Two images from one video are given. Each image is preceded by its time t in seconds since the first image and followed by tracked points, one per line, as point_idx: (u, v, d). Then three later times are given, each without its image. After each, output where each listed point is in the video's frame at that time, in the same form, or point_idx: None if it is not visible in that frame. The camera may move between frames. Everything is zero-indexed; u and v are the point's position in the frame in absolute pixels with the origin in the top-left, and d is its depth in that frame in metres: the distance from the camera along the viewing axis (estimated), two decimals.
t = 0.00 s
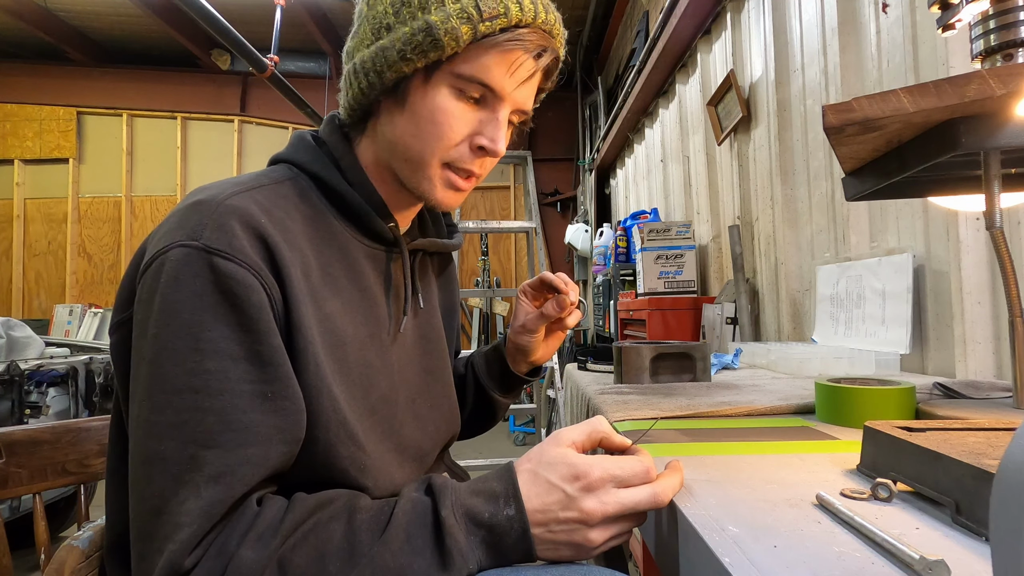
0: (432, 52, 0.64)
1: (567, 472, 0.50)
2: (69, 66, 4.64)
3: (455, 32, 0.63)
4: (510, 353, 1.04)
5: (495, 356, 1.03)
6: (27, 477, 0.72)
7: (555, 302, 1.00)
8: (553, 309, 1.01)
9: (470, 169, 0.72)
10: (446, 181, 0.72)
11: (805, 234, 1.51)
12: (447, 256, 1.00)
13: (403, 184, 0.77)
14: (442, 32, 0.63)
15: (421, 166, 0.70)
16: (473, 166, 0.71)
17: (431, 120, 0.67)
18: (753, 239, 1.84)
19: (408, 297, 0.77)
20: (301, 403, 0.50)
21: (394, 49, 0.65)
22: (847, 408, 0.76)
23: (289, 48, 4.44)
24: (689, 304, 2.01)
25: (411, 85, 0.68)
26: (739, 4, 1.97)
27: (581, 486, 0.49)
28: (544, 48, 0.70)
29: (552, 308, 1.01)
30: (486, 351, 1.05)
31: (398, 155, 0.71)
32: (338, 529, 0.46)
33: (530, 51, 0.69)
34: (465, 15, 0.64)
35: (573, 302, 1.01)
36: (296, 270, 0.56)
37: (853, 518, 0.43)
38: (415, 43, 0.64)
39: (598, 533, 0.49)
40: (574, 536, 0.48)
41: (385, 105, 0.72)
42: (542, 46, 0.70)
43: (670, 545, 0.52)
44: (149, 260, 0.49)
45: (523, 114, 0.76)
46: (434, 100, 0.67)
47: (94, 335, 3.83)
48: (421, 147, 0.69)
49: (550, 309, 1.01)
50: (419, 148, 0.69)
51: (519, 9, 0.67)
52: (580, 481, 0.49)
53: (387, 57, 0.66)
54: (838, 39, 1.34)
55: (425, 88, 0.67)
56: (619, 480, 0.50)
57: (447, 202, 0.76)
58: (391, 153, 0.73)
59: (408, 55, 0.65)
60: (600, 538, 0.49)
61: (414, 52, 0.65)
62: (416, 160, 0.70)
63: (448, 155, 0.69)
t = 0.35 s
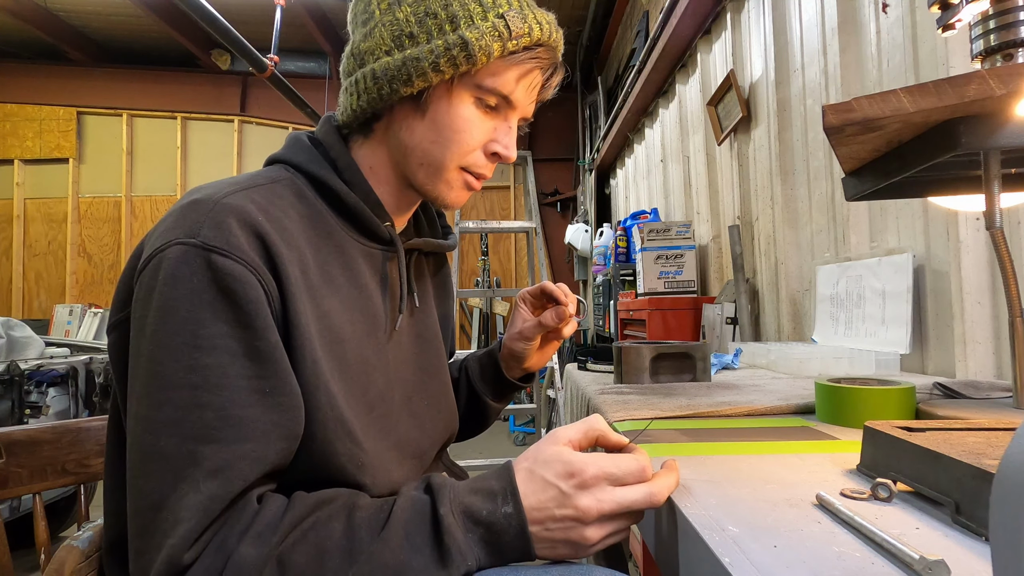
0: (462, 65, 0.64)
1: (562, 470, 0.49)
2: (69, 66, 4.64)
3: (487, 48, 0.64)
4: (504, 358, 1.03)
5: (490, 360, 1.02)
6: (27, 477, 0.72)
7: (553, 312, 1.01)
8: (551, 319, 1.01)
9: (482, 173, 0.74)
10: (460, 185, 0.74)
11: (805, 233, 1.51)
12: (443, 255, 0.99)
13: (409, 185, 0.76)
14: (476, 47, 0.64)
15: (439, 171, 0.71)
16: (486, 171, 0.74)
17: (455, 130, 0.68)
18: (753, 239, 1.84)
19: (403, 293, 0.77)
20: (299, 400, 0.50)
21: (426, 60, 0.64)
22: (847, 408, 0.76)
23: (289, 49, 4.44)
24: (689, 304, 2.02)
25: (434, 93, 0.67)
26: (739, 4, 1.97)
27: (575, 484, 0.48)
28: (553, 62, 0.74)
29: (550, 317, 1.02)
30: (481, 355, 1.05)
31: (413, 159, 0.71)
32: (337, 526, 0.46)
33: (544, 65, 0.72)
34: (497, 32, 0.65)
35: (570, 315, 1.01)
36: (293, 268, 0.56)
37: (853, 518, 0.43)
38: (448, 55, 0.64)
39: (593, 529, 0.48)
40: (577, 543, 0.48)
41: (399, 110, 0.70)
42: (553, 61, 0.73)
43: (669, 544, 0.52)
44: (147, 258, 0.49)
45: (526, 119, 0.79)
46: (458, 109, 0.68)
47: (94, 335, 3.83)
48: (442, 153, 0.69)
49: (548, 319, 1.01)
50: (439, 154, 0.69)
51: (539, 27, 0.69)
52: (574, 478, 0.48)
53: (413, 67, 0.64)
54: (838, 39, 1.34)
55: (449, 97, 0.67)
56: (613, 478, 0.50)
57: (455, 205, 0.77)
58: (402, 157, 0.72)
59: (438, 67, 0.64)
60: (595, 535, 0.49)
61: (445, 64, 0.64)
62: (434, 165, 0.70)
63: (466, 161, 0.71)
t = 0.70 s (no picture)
0: (475, 78, 0.64)
1: (536, 413, 0.54)
2: (70, 66, 4.64)
3: (500, 64, 0.65)
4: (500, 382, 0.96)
5: (484, 377, 0.97)
6: (26, 477, 0.72)
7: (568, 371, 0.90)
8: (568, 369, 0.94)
9: (482, 180, 0.75)
10: (458, 191, 0.74)
11: (805, 234, 1.51)
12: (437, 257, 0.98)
13: (408, 189, 0.76)
14: (490, 62, 0.64)
15: (443, 177, 0.71)
16: (483, 179, 0.75)
17: (461, 139, 0.68)
18: (753, 239, 1.84)
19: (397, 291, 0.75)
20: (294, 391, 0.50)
21: (439, 70, 0.63)
22: (847, 407, 0.76)
23: (289, 48, 4.43)
24: (689, 304, 2.02)
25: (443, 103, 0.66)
26: (739, 4, 1.97)
27: (548, 424, 0.54)
28: (552, 81, 0.76)
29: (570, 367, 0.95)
30: (478, 372, 1.00)
31: (417, 164, 0.70)
32: (322, 490, 0.47)
33: (546, 82, 0.73)
34: (509, 50, 0.65)
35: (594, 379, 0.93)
36: (289, 263, 0.56)
37: (853, 518, 0.43)
38: (462, 68, 0.64)
39: (564, 465, 0.53)
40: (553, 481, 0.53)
41: (405, 116, 0.69)
42: (553, 80, 0.75)
43: (669, 538, 0.52)
44: (146, 253, 0.49)
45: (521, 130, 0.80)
46: (467, 119, 0.68)
47: (94, 335, 3.83)
48: (448, 160, 0.69)
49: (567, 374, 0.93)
50: (443, 161, 0.69)
51: (545, 47, 0.71)
52: (547, 419, 0.54)
53: (426, 77, 0.63)
54: (838, 39, 1.34)
55: (458, 106, 0.67)
56: (580, 421, 0.55)
57: (453, 210, 0.77)
58: (404, 161, 0.72)
59: (452, 78, 0.64)
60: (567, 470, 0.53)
61: (459, 76, 0.64)
62: (438, 170, 0.70)
63: (467, 168, 0.71)
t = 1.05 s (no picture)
0: (487, 104, 0.64)
1: (514, 391, 0.58)
2: (70, 66, 4.64)
3: (513, 96, 0.65)
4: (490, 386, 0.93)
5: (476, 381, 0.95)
6: (27, 477, 0.72)
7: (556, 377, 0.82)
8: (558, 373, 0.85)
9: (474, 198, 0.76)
10: (450, 206, 0.74)
11: (805, 233, 1.50)
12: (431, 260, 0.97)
13: (402, 196, 0.76)
14: (505, 93, 0.64)
15: (440, 190, 0.71)
16: (474, 197, 0.75)
17: (462, 158, 0.68)
18: (753, 239, 1.84)
19: (390, 289, 0.74)
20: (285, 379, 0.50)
21: (455, 90, 0.62)
22: (846, 407, 0.76)
23: (289, 48, 4.43)
24: (689, 304, 2.02)
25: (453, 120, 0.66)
26: (739, 4, 1.97)
27: (525, 401, 0.57)
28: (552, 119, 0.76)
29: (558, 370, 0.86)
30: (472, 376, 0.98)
31: (417, 174, 0.70)
32: (307, 465, 0.48)
33: (549, 117, 0.74)
34: (523, 83, 0.65)
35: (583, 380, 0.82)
36: (282, 256, 0.56)
37: (853, 518, 0.43)
38: (477, 93, 0.63)
39: (532, 437, 0.56)
40: (521, 452, 0.56)
41: (412, 127, 0.68)
42: (555, 115, 0.76)
43: (667, 534, 0.52)
44: (139, 243, 0.49)
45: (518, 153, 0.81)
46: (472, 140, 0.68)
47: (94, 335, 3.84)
48: (447, 175, 0.69)
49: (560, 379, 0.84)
50: (442, 175, 0.69)
51: (555, 85, 0.72)
52: (524, 397, 0.57)
53: (441, 95, 0.62)
54: (838, 39, 1.34)
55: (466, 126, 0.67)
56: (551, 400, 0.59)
57: (443, 221, 0.78)
58: (403, 169, 0.71)
59: (465, 100, 0.63)
60: (534, 443, 0.57)
61: (473, 100, 0.63)
62: (435, 183, 0.70)
63: (462, 184, 0.72)
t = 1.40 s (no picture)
0: (480, 121, 0.64)
1: (512, 384, 0.58)
2: (70, 66, 4.64)
3: (507, 114, 0.64)
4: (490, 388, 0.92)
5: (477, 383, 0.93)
6: (27, 477, 0.72)
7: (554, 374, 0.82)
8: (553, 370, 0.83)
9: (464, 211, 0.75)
10: (440, 217, 0.74)
11: (805, 233, 1.50)
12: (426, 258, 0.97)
13: (394, 203, 0.75)
14: (499, 112, 0.63)
15: (429, 201, 0.71)
16: (463, 210, 0.75)
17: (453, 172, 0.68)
18: (753, 239, 1.84)
19: (386, 287, 0.75)
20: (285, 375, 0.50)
21: (449, 105, 0.62)
22: (847, 407, 0.75)
23: (288, 48, 4.43)
24: (689, 304, 2.01)
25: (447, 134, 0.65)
26: (739, 4, 1.97)
27: (523, 395, 0.57)
28: (549, 138, 0.76)
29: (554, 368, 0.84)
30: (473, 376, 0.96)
31: (409, 183, 0.70)
32: (308, 459, 0.48)
33: (545, 137, 0.74)
34: (518, 104, 0.65)
35: (576, 373, 0.83)
36: (281, 253, 0.56)
37: (853, 518, 0.43)
38: (470, 110, 0.62)
39: (528, 430, 0.56)
40: (517, 444, 0.56)
41: (407, 137, 0.68)
42: (553, 136, 0.76)
43: (667, 534, 0.52)
44: (139, 242, 0.49)
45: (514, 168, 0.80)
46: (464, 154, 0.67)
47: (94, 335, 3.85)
48: (437, 187, 0.69)
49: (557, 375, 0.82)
50: (432, 186, 0.69)
51: (553, 106, 0.71)
52: (521, 390, 0.58)
53: (435, 108, 0.62)
54: (838, 39, 1.34)
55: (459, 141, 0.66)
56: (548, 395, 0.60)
57: (432, 230, 0.77)
58: (396, 177, 0.71)
59: (459, 116, 0.62)
60: (531, 436, 0.57)
61: (466, 116, 0.63)
62: (426, 193, 0.70)
63: (452, 197, 0.71)
